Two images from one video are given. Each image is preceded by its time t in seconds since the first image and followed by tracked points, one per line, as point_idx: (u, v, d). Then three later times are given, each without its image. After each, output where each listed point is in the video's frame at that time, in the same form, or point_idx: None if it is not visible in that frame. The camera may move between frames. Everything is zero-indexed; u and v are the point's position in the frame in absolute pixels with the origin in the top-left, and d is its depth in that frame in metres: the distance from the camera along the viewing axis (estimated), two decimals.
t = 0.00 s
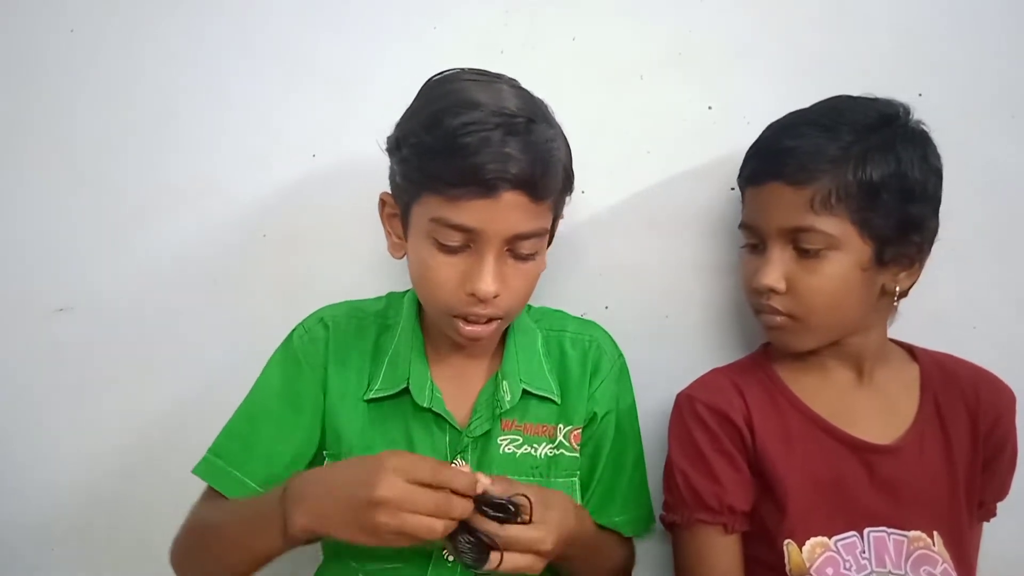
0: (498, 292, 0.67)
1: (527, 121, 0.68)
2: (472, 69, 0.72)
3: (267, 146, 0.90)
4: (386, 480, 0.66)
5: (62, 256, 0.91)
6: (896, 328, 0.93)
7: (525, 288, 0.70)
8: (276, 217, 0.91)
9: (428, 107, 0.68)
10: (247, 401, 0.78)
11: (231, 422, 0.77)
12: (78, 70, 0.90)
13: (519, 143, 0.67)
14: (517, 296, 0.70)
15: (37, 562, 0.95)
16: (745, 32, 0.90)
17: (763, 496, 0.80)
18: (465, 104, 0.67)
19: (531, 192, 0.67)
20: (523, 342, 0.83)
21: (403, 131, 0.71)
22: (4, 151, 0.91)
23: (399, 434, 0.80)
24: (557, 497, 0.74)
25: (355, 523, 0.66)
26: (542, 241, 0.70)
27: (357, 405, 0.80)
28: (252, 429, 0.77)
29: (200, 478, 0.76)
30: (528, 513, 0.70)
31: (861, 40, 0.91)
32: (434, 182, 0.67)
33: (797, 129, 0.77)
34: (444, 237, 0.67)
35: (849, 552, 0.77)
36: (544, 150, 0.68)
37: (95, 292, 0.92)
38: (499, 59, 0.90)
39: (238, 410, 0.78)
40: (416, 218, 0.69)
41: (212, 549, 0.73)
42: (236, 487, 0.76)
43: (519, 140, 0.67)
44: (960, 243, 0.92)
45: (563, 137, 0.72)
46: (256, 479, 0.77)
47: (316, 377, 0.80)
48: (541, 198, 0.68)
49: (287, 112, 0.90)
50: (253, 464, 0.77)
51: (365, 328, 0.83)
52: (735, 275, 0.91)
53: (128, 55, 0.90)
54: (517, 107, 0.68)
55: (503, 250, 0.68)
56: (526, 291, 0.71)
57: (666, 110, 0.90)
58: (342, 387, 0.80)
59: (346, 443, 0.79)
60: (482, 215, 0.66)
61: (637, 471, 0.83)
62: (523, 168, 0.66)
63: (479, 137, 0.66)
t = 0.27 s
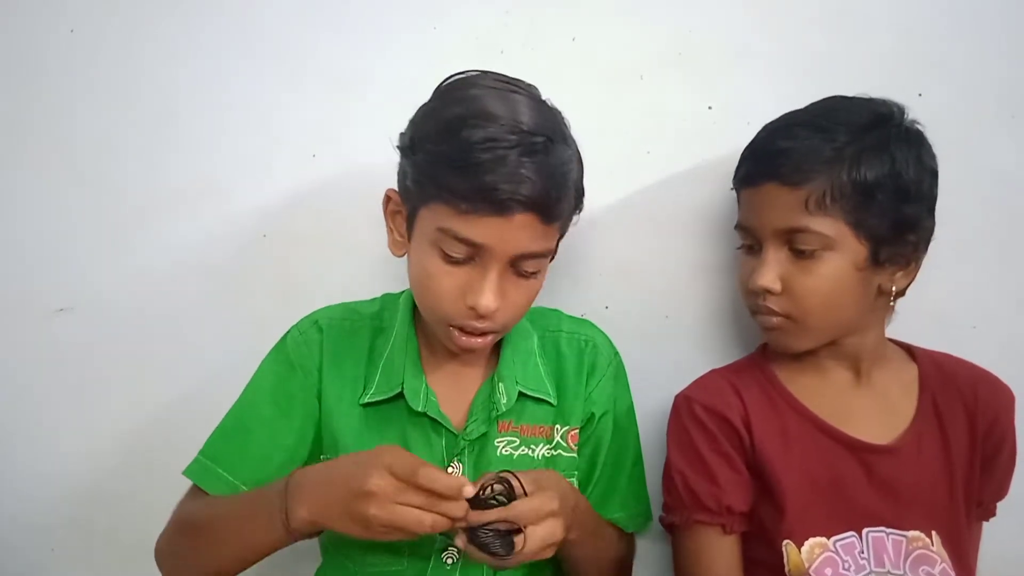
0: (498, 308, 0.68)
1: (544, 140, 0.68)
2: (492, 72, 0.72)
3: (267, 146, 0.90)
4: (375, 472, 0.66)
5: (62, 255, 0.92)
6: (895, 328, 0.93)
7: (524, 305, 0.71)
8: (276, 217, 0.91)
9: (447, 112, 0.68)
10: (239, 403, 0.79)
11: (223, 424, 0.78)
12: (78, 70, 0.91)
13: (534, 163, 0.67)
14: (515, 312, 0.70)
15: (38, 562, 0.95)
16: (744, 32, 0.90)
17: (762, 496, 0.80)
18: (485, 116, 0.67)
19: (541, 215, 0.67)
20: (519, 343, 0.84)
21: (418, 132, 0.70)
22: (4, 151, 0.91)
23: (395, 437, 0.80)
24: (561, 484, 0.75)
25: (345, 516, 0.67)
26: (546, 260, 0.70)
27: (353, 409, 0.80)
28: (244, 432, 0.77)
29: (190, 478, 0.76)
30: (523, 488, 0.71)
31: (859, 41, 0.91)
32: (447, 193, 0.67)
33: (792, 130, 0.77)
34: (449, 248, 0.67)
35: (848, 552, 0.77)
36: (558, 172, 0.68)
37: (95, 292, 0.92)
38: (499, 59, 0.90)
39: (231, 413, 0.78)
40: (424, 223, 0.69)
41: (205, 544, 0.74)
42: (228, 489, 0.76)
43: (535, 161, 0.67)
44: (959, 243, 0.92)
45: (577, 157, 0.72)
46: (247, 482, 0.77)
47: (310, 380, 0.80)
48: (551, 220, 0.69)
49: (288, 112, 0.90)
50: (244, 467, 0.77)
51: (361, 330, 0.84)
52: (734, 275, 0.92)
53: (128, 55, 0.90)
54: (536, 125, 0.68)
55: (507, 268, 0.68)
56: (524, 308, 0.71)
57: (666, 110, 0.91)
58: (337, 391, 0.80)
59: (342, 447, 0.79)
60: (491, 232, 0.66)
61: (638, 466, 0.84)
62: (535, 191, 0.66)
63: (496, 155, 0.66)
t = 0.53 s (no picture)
0: (502, 314, 0.68)
1: (555, 149, 0.68)
2: (504, 76, 0.72)
3: (267, 146, 0.91)
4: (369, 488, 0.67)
5: (62, 256, 0.92)
6: (895, 328, 0.93)
7: (527, 312, 0.71)
8: (276, 217, 0.91)
9: (458, 116, 0.68)
10: (236, 409, 0.79)
11: (219, 431, 0.78)
12: (78, 70, 0.91)
13: (545, 172, 0.67)
14: (518, 318, 0.71)
15: (38, 563, 0.95)
16: (744, 32, 0.91)
17: (761, 497, 0.80)
18: (496, 122, 0.67)
19: (550, 223, 0.68)
20: (518, 344, 0.84)
21: (428, 134, 0.70)
22: (4, 151, 0.91)
23: (394, 439, 0.80)
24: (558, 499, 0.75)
25: (348, 537, 0.67)
26: (551, 267, 0.71)
27: (351, 412, 0.80)
28: (241, 437, 0.77)
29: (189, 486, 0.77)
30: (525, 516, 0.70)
31: (859, 41, 0.91)
32: (456, 198, 0.67)
33: (789, 132, 0.77)
34: (456, 253, 0.68)
35: (847, 552, 0.77)
36: (567, 181, 0.69)
37: (95, 292, 0.92)
38: (499, 59, 0.90)
39: (227, 419, 0.78)
40: (430, 227, 0.70)
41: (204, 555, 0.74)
42: (228, 498, 0.76)
43: (545, 169, 0.67)
44: (958, 244, 0.92)
45: (586, 166, 0.73)
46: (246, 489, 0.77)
47: (307, 385, 0.80)
48: (558, 228, 0.69)
49: (289, 112, 0.90)
50: (243, 474, 0.77)
51: (358, 333, 0.84)
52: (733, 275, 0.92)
53: (129, 55, 0.90)
54: (547, 133, 0.68)
55: (512, 274, 0.68)
56: (526, 314, 0.71)
57: (666, 111, 0.91)
58: (334, 394, 0.80)
59: (341, 450, 0.79)
60: (500, 239, 0.66)
61: (638, 466, 0.84)
62: (544, 199, 0.67)
63: (507, 162, 0.66)
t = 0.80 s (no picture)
0: (504, 317, 0.68)
1: (562, 154, 0.68)
2: (512, 77, 0.71)
3: (267, 146, 0.91)
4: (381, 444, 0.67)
5: (62, 256, 0.92)
6: (895, 328, 0.93)
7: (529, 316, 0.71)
8: (276, 216, 0.91)
9: (465, 118, 0.68)
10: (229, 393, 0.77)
11: (202, 408, 0.76)
12: (78, 70, 0.91)
13: (551, 177, 0.67)
14: (519, 322, 0.71)
15: (39, 563, 0.95)
16: (744, 32, 0.91)
17: (762, 498, 0.80)
18: (503, 125, 0.67)
19: (554, 228, 0.68)
20: (518, 343, 0.84)
21: (435, 134, 0.70)
22: (4, 151, 0.91)
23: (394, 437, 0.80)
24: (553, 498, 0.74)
25: (336, 474, 0.66)
26: (554, 271, 0.71)
27: (351, 409, 0.80)
28: (228, 418, 0.76)
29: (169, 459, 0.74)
30: (525, 516, 0.70)
31: (859, 41, 0.91)
32: (462, 200, 0.67)
33: (790, 133, 0.77)
34: (459, 254, 0.67)
35: (848, 553, 0.77)
36: (573, 186, 0.69)
37: (95, 292, 0.92)
38: (499, 59, 0.90)
39: (214, 399, 0.77)
40: (434, 227, 0.70)
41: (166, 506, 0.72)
42: (200, 463, 0.73)
43: (552, 174, 0.67)
44: (958, 244, 0.92)
45: (591, 171, 0.73)
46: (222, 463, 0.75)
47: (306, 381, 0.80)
48: (563, 233, 0.69)
49: (288, 112, 0.90)
50: (224, 449, 0.75)
51: (358, 331, 0.83)
52: (733, 275, 0.92)
53: (129, 55, 0.90)
54: (554, 138, 0.68)
55: (515, 277, 0.68)
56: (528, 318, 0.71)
57: (666, 111, 0.91)
58: (333, 391, 0.80)
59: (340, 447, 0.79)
60: (504, 243, 0.66)
61: (641, 461, 0.84)
62: (549, 204, 0.67)
63: (513, 166, 0.66)
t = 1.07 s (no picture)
0: (505, 315, 0.68)
1: (570, 155, 0.68)
2: (524, 79, 0.72)
3: (267, 146, 0.91)
4: (365, 461, 0.66)
5: (62, 256, 0.92)
6: (895, 328, 0.93)
7: (530, 315, 0.71)
8: (276, 216, 0.91)
9: (475, 115, 0.68)
10: (222, 380, 0.77)
11: (195, 391, 0.76)
12: (79, 70, 0.91)
13: (558, 177, 0.67)
14: (520, 321, 0.70)
15: (39, 563, 0.95)
16: (744, 32, 0.91)
17: (762, 498, 0.80)
18: (512, 124, 0.67)
19: (560, 227, 0.68)
20: (519, 342, 0.84)
21: (444, 130, 0.70)
22: (4, 151, 0.91)
23: (396, 435, 0.80)
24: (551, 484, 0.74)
25: (321, 492, 0.65)
26: (557, 272, 0.71)
27: (353, 407, 0.80)
28: (219, 406, 0.76)
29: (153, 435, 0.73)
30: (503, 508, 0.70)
31: (859, 42, 0.91)
32: (468, 197, 0.67)
33: (790, 133, 0.77)
34: (463, 251, 0.67)
35: (848, 553, 0.77)
36: (579, 187, 0.69)
37: (95, 292, 0.92)
38: (499, 59, 0.90)
39: (209, 386, 0.77)
40: (439, 223, 0.70)
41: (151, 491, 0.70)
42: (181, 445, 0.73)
43: (558, 174, 0.67)
44: (958, 244, 0.92)
45: (599, 174, 0.73)
46: (204, 449, 0.74)
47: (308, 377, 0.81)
48: (567, 234, 0.69)
49: (288, 112, 0.90)
50: (209, 435, 0.74)
51: (360, 329, 0.83)
52: (734, 275, 0.92)
53: (129, 55, 0.90)
54: (562, 138, 0.68)
55: (518, 276, 0.68)
56: (529, 318, 0.71)
57: (666, 111, 0.91)
58: (335, 388, 0.80)
59: (341, 444, 0.79)
60: (509, 240, 0.66)
61: (643, 455, 0.83)
62: (555, 204, 0.67)
63: (521, 165, 0.66)
